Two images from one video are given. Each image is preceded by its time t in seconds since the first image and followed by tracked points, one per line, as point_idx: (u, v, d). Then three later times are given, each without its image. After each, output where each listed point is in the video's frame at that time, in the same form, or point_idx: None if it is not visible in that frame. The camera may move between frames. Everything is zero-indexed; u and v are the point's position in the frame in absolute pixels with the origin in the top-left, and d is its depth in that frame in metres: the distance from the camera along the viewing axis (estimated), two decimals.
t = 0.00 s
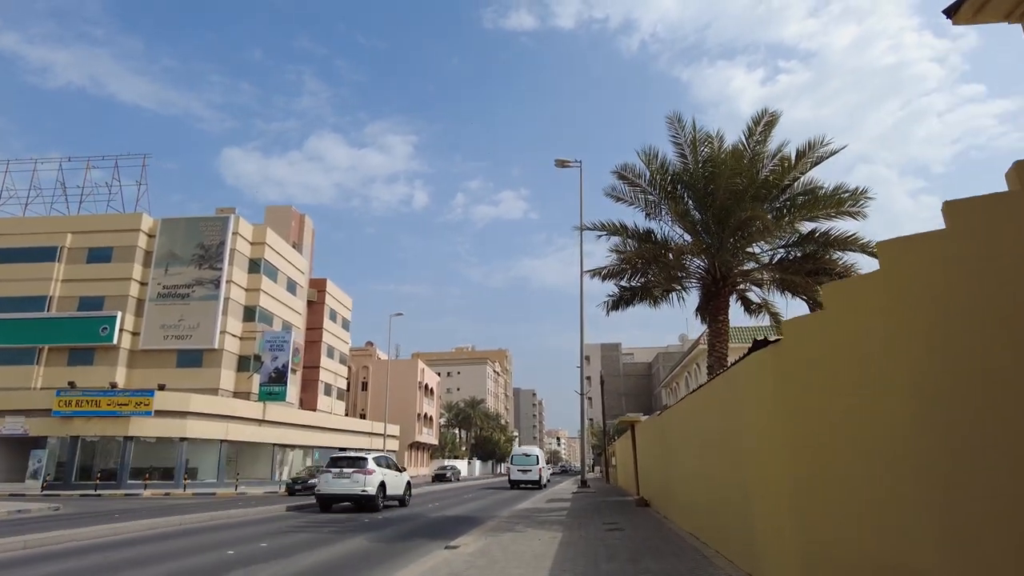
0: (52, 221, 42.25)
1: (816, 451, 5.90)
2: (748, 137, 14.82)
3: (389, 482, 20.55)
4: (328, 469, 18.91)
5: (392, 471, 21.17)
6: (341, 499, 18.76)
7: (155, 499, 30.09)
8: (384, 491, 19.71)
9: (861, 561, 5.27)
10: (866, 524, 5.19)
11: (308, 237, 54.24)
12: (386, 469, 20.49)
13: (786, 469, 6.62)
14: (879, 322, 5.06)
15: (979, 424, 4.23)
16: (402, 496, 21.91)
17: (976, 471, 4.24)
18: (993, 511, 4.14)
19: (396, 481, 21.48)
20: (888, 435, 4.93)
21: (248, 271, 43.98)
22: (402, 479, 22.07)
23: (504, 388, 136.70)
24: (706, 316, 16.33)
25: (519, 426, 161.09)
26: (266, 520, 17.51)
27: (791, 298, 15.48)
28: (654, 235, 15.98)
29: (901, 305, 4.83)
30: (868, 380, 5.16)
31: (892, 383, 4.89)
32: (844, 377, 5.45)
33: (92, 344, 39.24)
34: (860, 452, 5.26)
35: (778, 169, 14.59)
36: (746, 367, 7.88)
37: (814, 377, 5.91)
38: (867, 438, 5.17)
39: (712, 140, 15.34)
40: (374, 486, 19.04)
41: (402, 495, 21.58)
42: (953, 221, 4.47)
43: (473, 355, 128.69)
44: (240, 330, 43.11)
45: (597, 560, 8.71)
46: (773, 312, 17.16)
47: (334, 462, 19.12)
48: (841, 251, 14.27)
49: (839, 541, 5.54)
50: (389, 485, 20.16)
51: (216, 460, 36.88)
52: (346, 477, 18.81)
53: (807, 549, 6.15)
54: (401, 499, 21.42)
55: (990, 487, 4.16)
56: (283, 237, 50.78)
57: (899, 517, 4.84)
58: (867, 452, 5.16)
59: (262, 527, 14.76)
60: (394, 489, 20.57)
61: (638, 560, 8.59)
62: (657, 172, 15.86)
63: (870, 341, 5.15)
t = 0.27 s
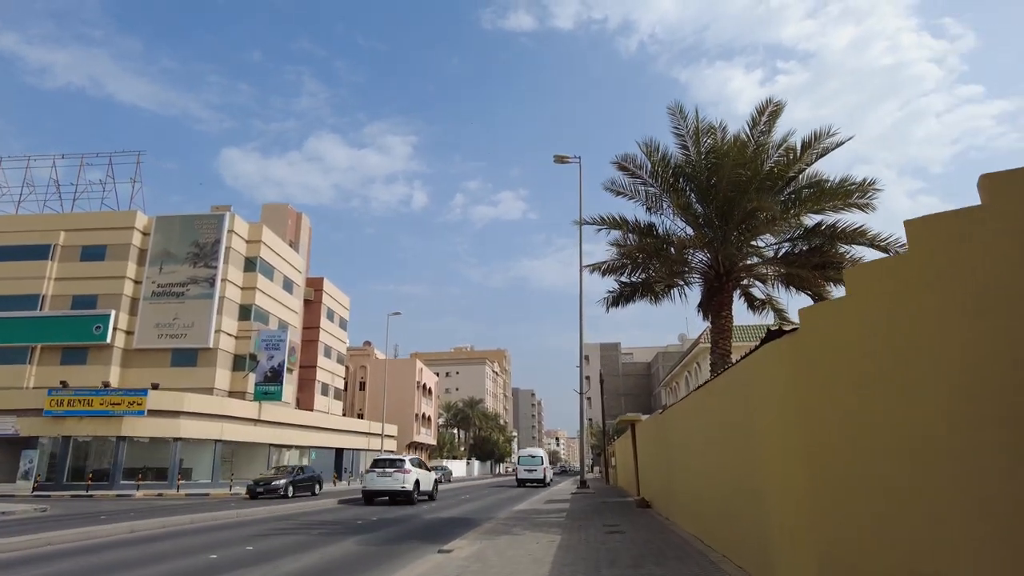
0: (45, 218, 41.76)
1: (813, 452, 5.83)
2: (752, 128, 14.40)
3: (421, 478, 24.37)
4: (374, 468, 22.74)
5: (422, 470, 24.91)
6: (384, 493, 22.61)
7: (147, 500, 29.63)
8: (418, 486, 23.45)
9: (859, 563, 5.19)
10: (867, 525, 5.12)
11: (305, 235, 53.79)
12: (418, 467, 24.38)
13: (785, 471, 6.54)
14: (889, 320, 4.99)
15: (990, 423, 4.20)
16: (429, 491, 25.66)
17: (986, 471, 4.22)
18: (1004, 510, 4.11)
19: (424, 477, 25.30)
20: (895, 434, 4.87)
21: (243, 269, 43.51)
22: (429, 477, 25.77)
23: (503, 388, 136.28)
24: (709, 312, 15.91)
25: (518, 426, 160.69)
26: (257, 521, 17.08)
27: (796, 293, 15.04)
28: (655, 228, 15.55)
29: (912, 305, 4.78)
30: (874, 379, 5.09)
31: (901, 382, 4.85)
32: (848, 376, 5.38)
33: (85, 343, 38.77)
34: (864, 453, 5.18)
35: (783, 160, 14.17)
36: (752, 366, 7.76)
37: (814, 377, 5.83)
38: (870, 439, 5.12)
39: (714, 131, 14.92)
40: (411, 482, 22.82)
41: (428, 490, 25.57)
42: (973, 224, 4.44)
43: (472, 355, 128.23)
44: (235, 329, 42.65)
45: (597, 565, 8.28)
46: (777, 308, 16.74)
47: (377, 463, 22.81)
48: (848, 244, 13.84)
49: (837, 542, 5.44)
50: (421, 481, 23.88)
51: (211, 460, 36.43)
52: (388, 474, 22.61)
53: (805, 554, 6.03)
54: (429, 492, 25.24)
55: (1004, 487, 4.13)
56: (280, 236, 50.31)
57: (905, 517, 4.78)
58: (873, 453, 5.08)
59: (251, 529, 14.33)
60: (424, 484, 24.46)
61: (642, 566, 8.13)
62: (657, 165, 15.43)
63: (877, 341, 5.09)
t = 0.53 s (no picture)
0: (40, 216, 41.36)
1: (826, 449, 5.69)
2: (757, 118, 14.01)
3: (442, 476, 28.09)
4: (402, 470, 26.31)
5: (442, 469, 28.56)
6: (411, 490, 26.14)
7: (141, 501, 29.23)
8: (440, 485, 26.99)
9: (867, 564, 5.08)
10: (873, 528, 4.98)
11: (303, 233, 53.40)
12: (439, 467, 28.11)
13: (798, 469, 6.40)
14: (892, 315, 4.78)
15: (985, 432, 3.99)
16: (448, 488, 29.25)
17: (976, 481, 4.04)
18: (994, 515, 3.92)
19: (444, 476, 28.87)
20: (897, 434, 4.70)
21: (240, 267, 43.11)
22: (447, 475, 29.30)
23: (503, 388, 135.85)
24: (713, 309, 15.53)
25: (518, 426, 160.22)
26: (248, 522, 16.67)
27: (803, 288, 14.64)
28: (657, 222, 15.16)
29: (917, 303, 4.53)
30: (880, 376, 4.90)
31: (903, 380, 4.65)
32: (855, 372, 5.20)
33: (80, 342, 38.34)
34: (868, 452, 5.04)
35: (788, 151, 13.79)
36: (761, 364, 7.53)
37: (824, 374, 5.67)
38: (874, 440, 4.96)
39: (719, 122, 14.53)
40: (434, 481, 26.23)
41: (447, 486, 29.40)
42: (969, 212, 4.15)
43: (472, 355, 127.76)
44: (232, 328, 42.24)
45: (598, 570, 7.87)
46: (783, 305, 16.34)
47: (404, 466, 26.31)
48: (857, 238, 13.43)
49: (845, 543, 5.35)
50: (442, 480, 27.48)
51: (206, 460, 36.01)
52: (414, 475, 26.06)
53: (820, 553, 5.91)
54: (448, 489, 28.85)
55: (994, 492, 3.93)
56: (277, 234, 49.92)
57: (905, 522, 4.63)
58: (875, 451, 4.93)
59: (241, 531, 13.92)
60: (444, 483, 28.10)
61: (648, 572, 7.70)
62: (660, 157, 15.03)
63: (883, 336, 4.89)
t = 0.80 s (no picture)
0: (35, 214, 40.98)
1: (829, 450, 5.54)
2: (760, 110, 13.67)
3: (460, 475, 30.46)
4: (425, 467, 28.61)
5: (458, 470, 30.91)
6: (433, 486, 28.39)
7: (135, 501, 28.87)
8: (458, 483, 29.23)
9: (863, 564, 4.97)
10: (868, 529, 4.87)
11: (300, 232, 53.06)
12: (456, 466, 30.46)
13: (802, 466, 6.21)
14: (897, 309, 4.55)
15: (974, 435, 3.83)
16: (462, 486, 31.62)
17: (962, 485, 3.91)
18: (987, 520, 3.73)
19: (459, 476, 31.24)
20: (894, 434, 4.55)
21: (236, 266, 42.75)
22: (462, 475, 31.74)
23: (502, 388, 135.53)
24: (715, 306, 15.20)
25: (517, 427, 159.84)
26: (240, 524, 16.34)
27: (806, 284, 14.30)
28: (657, 217, 14.81)
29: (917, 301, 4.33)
30: (879, 373, 4.74)
31: (900, 377, 4.50)
32: (859, 367, 5.00)
33: (74, 341, 37.95)
34: (870, 450, 4.86)
35: (792, 144, 13.45)
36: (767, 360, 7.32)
37: (829, 370, 5.51)
38: (872, 440, 4.80)
39: (721, 115, 14.19)
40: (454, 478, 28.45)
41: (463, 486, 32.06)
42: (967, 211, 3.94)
43: (471, 355, 127.42)
44: (228, 327, 41.86)
45: None
46: (786, 302, 16.02)
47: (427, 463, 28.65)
48: (862, 232, 13.10)
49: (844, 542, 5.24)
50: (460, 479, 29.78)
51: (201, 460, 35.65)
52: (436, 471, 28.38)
53: (823, 552, 5.76)
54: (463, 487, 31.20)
55: (987, 495, 3.74)
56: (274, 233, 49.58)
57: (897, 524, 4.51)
58: (875, 449, 4.74)
59: (231, 533, 13.58)
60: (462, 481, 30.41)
61: None
62: (661, 151, 14.67)
63: (883, 331, 4.71)
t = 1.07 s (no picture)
0: (26, 213, 40.52)
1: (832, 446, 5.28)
2: (764, 100, 13.24)
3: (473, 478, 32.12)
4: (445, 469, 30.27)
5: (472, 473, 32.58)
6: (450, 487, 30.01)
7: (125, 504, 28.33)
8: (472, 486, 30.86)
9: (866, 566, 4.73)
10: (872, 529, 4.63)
11: (296, 232, 52.57)
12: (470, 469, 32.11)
13: (803, 464, 5.95)
14: (903, 301, 4.31)
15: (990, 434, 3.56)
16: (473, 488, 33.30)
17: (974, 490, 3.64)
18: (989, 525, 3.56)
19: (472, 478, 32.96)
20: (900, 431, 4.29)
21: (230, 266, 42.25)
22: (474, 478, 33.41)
23: (501, 390, 134.94)
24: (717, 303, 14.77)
25: (516, 429, 159.28)
26: (226, 527, 15.92)
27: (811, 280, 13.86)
28: (657, 211, 14.37)
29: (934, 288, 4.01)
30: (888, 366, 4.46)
31: (912, 370, 4.21)
32: (863, 363, 4.77)
33: (66, 341, 37.43)
34: (871, 449, 4.66)
35: (797, 135, 13.02)
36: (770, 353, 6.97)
37: (835, 363, 5.22)
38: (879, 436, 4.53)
39: (723, 105, 13.77)
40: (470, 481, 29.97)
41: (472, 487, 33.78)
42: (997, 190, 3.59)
43: (469, 356, 126.84)
44: (222, 327, 41.39)
45: None
46: (790, 300, 15.59)
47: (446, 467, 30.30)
48: (870, 227, 12.67)
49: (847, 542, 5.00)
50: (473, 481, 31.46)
51: (194, 462, 35.14)
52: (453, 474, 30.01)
53: (823, 553, 5.52)
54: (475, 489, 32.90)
55: (999, 498, 3.49)
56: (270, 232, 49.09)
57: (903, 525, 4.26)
58: (878, 447, 4.53)
59: (216, 536, 13.15)
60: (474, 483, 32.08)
61: None
62: (661, 143, 14.23)
63: (894, 322, 4.41)
